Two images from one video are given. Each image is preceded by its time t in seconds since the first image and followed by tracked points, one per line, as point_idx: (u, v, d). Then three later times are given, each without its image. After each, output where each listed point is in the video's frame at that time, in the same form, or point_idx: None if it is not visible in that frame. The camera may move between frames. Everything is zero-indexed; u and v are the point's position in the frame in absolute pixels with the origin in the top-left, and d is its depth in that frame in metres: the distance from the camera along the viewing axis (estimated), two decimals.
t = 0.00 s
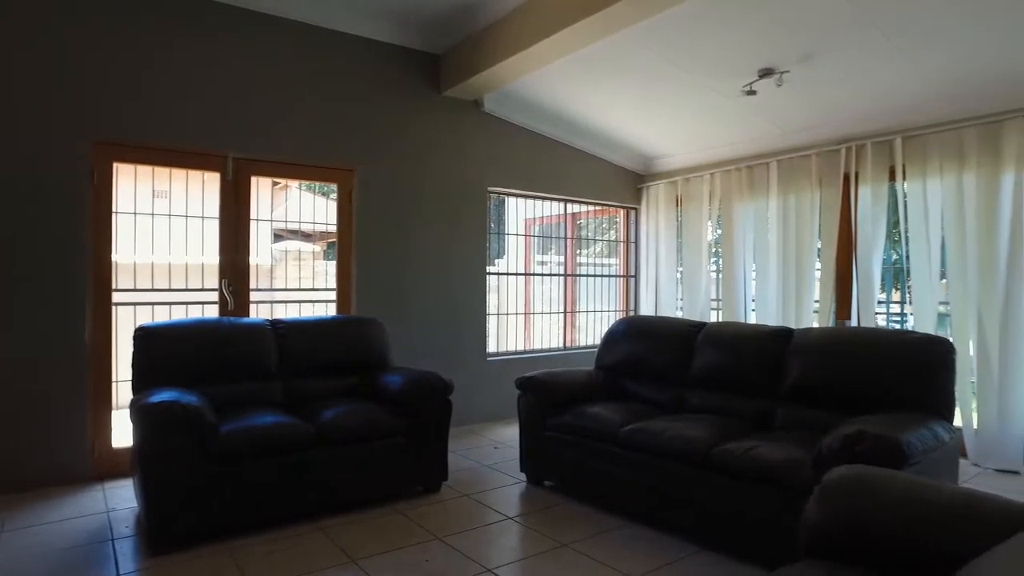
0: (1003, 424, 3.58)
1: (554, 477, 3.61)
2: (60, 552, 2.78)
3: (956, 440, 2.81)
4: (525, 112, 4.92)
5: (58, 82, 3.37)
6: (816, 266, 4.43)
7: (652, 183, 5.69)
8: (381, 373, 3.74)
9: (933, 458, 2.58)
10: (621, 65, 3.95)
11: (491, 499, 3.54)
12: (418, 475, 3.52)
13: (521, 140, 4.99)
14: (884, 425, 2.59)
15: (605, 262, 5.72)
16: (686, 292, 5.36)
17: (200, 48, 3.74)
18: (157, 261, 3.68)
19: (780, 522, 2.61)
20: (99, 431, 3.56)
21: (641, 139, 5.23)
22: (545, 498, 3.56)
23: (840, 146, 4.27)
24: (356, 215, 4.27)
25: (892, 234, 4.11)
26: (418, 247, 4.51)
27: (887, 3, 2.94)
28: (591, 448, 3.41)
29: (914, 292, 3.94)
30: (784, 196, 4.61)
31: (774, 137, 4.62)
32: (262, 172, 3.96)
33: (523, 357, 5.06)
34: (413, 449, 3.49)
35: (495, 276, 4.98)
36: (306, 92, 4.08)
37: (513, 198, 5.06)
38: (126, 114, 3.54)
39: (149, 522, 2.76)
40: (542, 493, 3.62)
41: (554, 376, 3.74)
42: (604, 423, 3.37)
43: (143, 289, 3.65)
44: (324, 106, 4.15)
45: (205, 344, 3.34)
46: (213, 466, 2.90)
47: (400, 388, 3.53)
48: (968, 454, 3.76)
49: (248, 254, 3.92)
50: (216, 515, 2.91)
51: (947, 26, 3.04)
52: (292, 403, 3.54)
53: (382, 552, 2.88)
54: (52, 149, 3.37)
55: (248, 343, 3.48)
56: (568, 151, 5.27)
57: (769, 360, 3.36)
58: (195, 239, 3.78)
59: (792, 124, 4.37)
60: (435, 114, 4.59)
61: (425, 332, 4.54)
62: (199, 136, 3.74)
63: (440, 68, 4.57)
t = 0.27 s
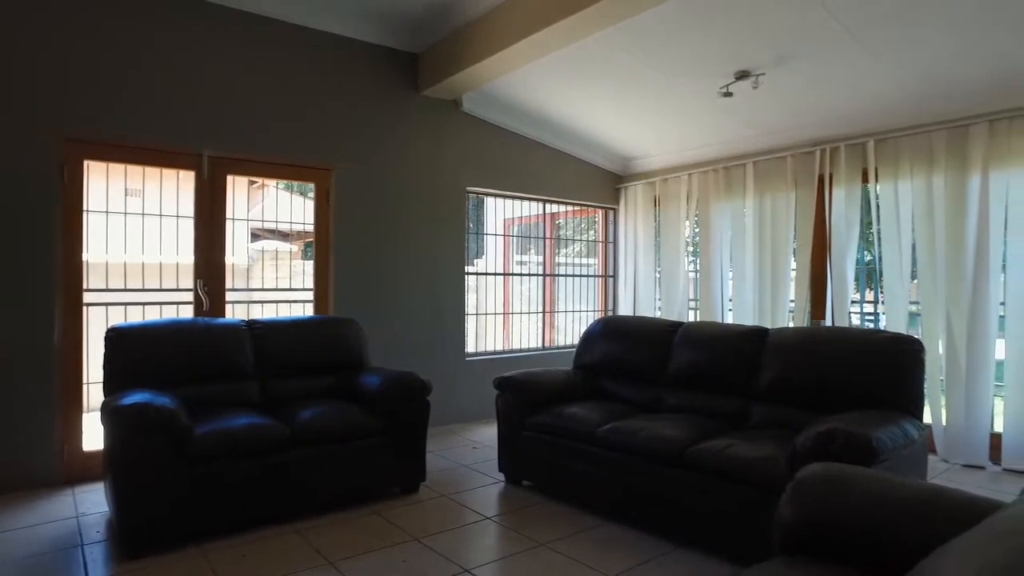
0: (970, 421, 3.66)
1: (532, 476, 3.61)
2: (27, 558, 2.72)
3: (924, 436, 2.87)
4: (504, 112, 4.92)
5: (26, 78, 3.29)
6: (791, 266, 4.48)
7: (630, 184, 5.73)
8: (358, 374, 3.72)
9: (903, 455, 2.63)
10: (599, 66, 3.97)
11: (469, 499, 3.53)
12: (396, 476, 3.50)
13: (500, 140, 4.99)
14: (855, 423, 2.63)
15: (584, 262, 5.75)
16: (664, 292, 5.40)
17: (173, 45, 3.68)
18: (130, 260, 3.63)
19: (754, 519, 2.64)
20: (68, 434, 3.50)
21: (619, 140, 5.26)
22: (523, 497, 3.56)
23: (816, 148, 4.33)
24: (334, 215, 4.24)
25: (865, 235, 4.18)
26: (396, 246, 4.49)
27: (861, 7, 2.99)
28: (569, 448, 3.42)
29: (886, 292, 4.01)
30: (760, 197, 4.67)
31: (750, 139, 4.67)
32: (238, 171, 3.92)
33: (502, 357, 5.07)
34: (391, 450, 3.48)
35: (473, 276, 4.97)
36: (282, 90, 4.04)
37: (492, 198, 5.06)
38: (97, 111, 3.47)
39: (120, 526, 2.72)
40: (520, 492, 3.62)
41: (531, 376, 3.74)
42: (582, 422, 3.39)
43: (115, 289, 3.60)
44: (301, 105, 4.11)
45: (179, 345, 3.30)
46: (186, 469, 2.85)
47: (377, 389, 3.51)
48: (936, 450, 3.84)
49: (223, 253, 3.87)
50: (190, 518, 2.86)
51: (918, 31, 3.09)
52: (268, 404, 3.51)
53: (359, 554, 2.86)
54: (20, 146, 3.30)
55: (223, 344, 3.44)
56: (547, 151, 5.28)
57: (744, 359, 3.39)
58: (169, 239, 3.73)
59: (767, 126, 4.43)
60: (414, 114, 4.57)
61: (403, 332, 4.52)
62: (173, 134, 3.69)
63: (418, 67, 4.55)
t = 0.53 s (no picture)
0: (938, 418, 3.74)
1: (509, 476, 3.60)
2: None
3: (894, 433, 2.92)
4: (482, 111, 4.92)
5: None
6: (767, 266, 4.54)
7: (608, 184, 5.76)
8: (335, 374, 3.70)
9: (872, 452, 2.67)
10: (577, 66, 3.98)
11: (446, 499, 3.52)
12: (372, 476, 3.49)
13: (478, 140, 4.99)
14: (826, 420, 2.67)
15: (562, 262, 5.77)
16: (642, 292, 5.45)
17: (145, 40, 3.61)
18: (100, 259, 3.56)
19: (727, 516, 2.67)
20: (35, 438, 3.42)
21: (597, 140, 5.29)
22: (500, 497, 3.56)
23: (790, 149, 4.40)
24: (310, 213, 4.20)
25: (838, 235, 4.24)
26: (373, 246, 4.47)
27: (833, 12, 3.03)
28: (545, 447, 3.42)
29: (858, 291, 4.08)
30: (736, 198, 4.72)
31: (727, 140, 4.72)
32: (213, 169, 3.87)
33: (480, 357, 5.07)
34: (368, 450, 3.47)
35: (451, 275, 4.97)
36: (257, 87, 4.00)
37: (471, 198, 5.06)
38: (65, 107, 3.39)
39: (90, 530, 2.67)
40: (498, 492, 3.62)
41: (509, 376, 3.74)
42: (558, 422, 3.39)
43: (85, 288, 3.53)
44: (276, 102, 4.07)
45: (151, 345, 3.25)
46: (159, 471, 2.81)
47: (354, 389, 3.50)
48: (906, 446, 3.92)
49: (197, 252, 3.82)
50: (162, 521, 2.82)
51: (888, 37, 3.15)
52: (243, 404, 3.47)
53: (334, 555, 2.84)
54: None
55: (197, 344, 3.39)
56: (526, 151, 5.29)
57: (719, 357, 3.41)
58: (141, 238, 3.67)
59: (743, 127, 4.48)
60: (391, 112, 4.55)
61: (380, 332, 4.50)
62: (145, 131, 3.62)
63: (395, 66, 4.53)
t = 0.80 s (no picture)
0: (909, 415, 3.81)
1: (488, 476, 3.60)
2: None
3: (866, 430, 2.96)
4: (461, 111, 4.91)
5: None
6: (744, 266, 4.58)
7: (587, 184, 5.79)
8: (312, 374, 3.67)
9: (845, 449, 2.71)
10: (555, 66, 3.99)
11: (425, 500, 3.51)
12: (350, 477, 3.47)
13: (458, 139, 4.98)
14: (800, 418, 2.70)
15: (541, 261, 5.78)
16: (620, 292, 5.48)
17: (117, 35, 3.55)
18: (70, 258, 3.49)
19: (702, 514, 2.69)
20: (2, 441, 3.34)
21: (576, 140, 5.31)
22: (479, 497, 3.56)
23: (767, 151, 4.45)
24: (287, 212, 4.16)
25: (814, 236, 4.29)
26: (351, 246, 4.44)
27: (808, 15, 3.07)
28: (524, 447, 3.41)
29: (832, 291, 4.14)
30: (714, 198, 4.77)
31: (704, 142, 4.77)
32: (188, 167, 3.80)
33: (459, 356, 5.07)
34: (346, 451, 3.44)
35: (429, 275, 4.95)
36: (233, 85, 3.95)
37: (450, 197, 5.05)
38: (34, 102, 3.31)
39: (59, 534, 2.61)
40: (476, 492, 3.62)
41: (487, 376, 3.74)
42: (536, 422, 3.39)
43: (55, 288, 3.46)
44: (252, 100, 4.02)
45: (124, 346, 3.19)
46: (130, 474, 2.76)
47: (331, 390, 3.47)
48: (879, 444, 3.99)
49: (172, 252, 3.76)
50: (134, 524, 2.78)
51: (862, 40, 3.20)
52: (218, 405, 3.43)
53: (310, 557, 2.82)
54: None
55: (171, 345, 3.35)
56: (505, 150, 5.29)
57: (697, 356, 3.42)
58: (113, 237, 3.60)
59: (720, 128, 4.52)
60: (370, 111, 4.52)
61: (358, 332, 4.47)
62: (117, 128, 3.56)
63: (374, 64, 4.51)
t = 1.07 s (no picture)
0: (880, 412, 3.88)
1: (466, 475, 3.59)
2: None
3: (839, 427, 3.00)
4: (439, 110, 4.89)
5: None
6: (721, 267, 4.62)
7: (565, 184, 5.81)
8: (288, 375, 3.63)
9: (819, 445, 2.75)
10: (533, 66, 3.99)
11: (402, 500, 3.49)
12: (326, 477, 3.44)
13: (436, 139, 4.97)
14: (773, 416, 2.73)
15: (520, 261, 5.79)
16: (598, 292, 5.50)
17: (87, 29, 3.46)
18: (38, 256, 3.39)
19: (677, 511, 2.71)
20: None
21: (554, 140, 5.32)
22: (457, 497, 3.55)
23: (743, 152, 4.50)
24: (262, 211, 4.11)
25: (788, 236, 4.33)
26: (328, 245, 4.40)
27: (785, 18, 3.10)
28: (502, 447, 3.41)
29: (806, 291, 4.20)
30: (690, 199, 4.81)
31: (680, 142, 4.81)
32: (161, 165, 3.75)
33: (436, 356, 5.06)
34: (322, 451, 3.41)
35: (407, 275, 4.93)
36: (207, 81, 3.88)
37: (428, 196, 5.03)
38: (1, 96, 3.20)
39: (25, 541, 2.55)
40: (454, 492, 3.61)
41: (465, 375, 3.73)
42: (513, 421, 3.39)
43: (21, 288, 3.35)
44: (227, 97, 3.96)
45: (94, 346, 3.13)
46: (100, 478, 2.70)
47: (307, 390, 3.44)
48: (851, 440, 4.05)
49: (145, 251, 3.70)
50: (104, 529, 2.72)
51: (837, 44, 3.24)
52: (192, 406, 3.39)
53: (286, 560, 2.79)
54: None
55: (144, 345, 3.30)
56: (483, 150, 5.29)
57: (673, 356, 3.44)
58: (81, 236, 3.52)
59: (697, 129, 4.56)
60: (347, 110, 4.49)
61: (335, 332, 4.44)
62: (88, 124, 3.47)
63: (351, 63, 4.47)
